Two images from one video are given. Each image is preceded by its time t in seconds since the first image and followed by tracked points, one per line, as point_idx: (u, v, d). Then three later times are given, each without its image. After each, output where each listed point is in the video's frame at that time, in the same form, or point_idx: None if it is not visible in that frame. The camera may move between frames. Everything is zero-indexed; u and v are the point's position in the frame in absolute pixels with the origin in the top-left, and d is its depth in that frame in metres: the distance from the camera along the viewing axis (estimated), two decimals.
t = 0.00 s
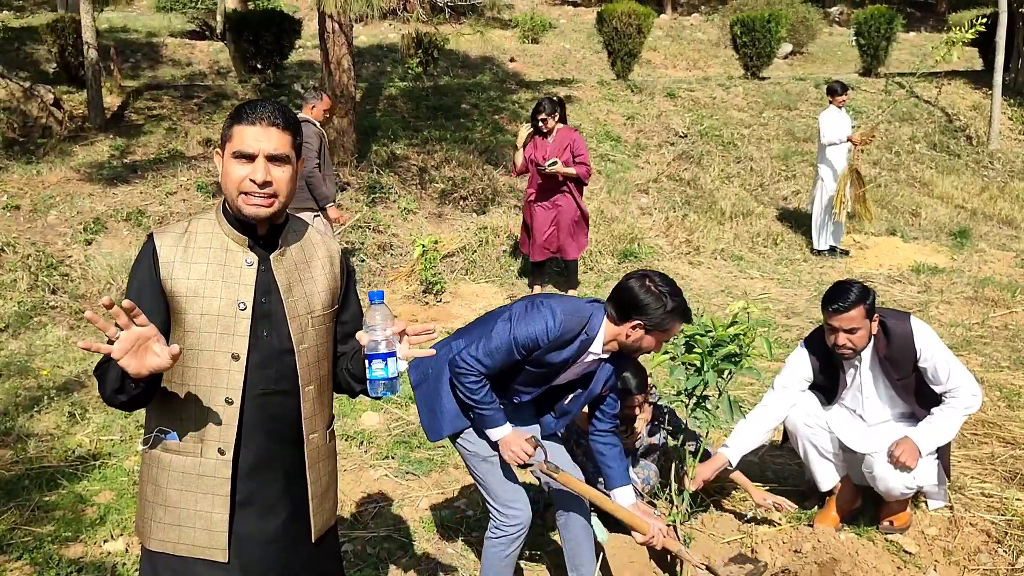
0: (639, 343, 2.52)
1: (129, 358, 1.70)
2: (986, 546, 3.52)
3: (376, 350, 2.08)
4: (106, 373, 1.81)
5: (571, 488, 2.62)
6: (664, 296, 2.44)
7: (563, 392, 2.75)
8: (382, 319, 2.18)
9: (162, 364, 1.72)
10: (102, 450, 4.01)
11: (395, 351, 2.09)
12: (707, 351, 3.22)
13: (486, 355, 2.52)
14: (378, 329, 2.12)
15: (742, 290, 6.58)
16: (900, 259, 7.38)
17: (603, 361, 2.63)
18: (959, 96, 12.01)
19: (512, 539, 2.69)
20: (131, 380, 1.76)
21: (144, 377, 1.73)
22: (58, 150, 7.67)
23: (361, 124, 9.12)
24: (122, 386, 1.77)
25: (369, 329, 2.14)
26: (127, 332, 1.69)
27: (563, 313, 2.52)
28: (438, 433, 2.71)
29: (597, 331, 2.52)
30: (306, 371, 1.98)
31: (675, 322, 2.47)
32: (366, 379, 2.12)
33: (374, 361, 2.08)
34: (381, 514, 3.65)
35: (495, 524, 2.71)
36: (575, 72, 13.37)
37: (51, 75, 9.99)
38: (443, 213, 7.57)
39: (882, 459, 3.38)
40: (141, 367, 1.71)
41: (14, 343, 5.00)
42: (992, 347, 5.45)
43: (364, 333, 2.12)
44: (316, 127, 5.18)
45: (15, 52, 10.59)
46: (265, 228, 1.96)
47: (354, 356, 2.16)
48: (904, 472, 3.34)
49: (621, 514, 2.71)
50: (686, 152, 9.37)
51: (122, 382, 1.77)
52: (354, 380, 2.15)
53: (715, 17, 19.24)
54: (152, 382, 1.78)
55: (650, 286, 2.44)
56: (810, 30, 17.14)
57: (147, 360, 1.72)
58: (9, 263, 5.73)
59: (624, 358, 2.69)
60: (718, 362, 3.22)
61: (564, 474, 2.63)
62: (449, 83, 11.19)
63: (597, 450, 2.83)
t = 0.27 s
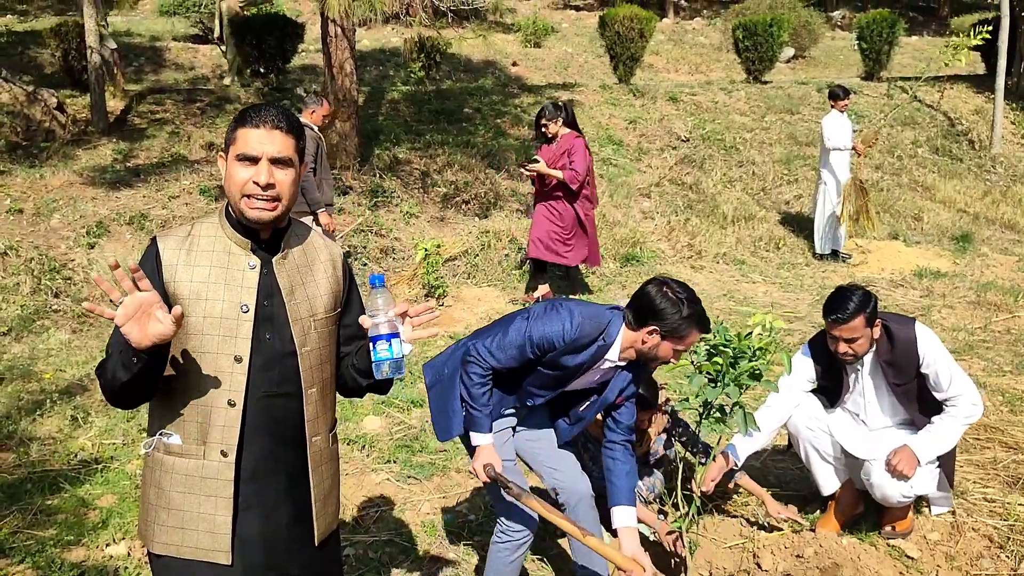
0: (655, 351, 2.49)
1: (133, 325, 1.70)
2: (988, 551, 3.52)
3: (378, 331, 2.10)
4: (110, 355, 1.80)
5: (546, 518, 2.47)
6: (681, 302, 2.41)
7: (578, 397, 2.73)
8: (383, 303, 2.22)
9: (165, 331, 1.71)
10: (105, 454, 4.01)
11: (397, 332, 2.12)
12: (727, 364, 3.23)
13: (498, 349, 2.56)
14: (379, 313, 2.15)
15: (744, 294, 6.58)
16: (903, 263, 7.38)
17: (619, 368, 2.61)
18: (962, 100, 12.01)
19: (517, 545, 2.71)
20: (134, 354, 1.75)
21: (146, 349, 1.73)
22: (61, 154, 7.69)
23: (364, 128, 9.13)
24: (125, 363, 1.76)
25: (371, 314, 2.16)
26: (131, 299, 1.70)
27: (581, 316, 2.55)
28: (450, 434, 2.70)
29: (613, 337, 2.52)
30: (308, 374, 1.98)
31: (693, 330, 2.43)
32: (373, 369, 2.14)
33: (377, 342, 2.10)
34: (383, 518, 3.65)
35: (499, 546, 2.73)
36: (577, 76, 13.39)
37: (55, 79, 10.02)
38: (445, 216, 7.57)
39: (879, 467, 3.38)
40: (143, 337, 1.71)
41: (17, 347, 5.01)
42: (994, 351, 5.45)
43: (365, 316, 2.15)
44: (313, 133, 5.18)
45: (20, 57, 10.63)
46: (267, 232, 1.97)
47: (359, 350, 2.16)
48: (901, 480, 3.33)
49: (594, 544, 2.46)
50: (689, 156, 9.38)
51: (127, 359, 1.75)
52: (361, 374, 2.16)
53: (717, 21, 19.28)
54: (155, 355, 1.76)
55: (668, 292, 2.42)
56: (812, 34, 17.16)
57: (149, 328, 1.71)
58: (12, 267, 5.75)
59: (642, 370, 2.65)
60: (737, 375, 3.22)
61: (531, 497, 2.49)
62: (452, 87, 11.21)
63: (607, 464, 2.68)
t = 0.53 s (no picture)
0: (688, 404, 2.61)
1: (132, 341, 1.71)
2: (994, 556, 3.50)
3: (389, 346, 2.11)
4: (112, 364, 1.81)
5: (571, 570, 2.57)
6: (718, 358, 2.50)
7: (606, 436, 2.85)
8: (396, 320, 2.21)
9: (163, 348, 1.73)
10: (110, 457, 4.02)
11: (408, 348, 2.12)
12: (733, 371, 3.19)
13: (542, 395, 2.61)
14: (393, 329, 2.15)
15: (748, 297, 6.56)
16: (907, 267, 7.37)
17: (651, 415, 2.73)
18: (966, 103, 11.99)
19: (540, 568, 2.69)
20: (134, 368, 1.76)
21: (146, 363, 1.74)
22: (67, 157, 7.72)
23: (368, 131, 9.15)
24: (127, 375, 1.77)
25: (383, 329, 2.16)
26: (130, 315, 1.71)
27: (622, 359, 2.65)
28: (473, 451, 2.75)
29: (649, 384, 2.64)
30: (314, 379, 1.98)
31: (727, 386, 2.53)
32: (381, 380, 2.12)
33: (388, 357, 2.10)
34: (387, 521, 3.64)
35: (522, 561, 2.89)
36: (582, 80, 13.40)
37: (61, 83, 10.06)
38: (449, 220, 7.58)
39: (876, 474, 3.39)
40: (142, 352, 1.72)
41: (22, 350, 5.02)
42: (1000, 355, 5.43)
43: (378, 332, 2.14)
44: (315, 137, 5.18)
45: (26, 61, 10.67)
46: (275, 237, 1.97)
47: (365, 360, 2.16)
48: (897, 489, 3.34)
49: None
50: (693, 159, 9.37)
51: (128, 372, 1.77)
52: (368, 384, 2.14)
53: (721, 25, 19.28)
54: (155, 369, 1.78)
55: (705, 347, 2.50)
56: (817, 38, 17.15)
57: (149, 345, 1.73)
58: (18, 270, 5.76)
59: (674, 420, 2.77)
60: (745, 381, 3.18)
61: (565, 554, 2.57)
62: (456, 91, 11.23)
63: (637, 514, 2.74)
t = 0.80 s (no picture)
0: (706, 411, 2.55)
1: (145, 357, 1.72)
2: (1002, 559, 3.48)
3: (397, 355, 2.12)
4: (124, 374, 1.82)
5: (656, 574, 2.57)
6: (734, 366, 2.45)
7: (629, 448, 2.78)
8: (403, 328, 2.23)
9: (175, 364, 1.74)
10: (117, 458, 4.03)
11: (416, 357, 2.14)
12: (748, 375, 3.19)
13: (580, 430, 2.45)
14: (400, 336, 2.17)
15: (755, 300, 6.55)
16: (915, 269, 7.34)
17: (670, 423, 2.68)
18: (974, 106, 11.95)
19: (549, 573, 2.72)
20: (146, 380, 1.78)
21: (159, 376, 1.75)
22: (75, 160, 7.75)
23: (375, 134, 9.17)
24: (140, 388, 1.78)
25: (390, 336, 2.18)
26: (144, 332, 1.72)
27: (648, 377, 2.53)
28: (486, 469, 2.73)
29: (671, 395, 2.55)
30: (323, 382, 1.98)
31: (743, 392, 2.47)
32: (387, 386, 2.15)
33: (396, 366, 2.11)
34: (394, 524, 3.64)
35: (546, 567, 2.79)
36: (588, 82, 13.40)
37: (70, 86, 10.10)
38: (456, 222, 7.58)
39: (885, 480, 3.35)
40: (156, 367, 1.73)
41: (30, 351, 5.03)
42: (1008, 358, 5.40)
43: (385, 339, 2.15)
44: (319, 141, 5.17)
45: (35, 63, 10.72)
46: (285, 241, 1.97)
47: (372, 365, 2.16)
48: (906, 496, 3.32)
49: None
50: (700, 162, 9.36)
51: (139, 385, 1.78)
52: (374, 389, 2.15)
53: (728, 27, 19.26)
54: (167, 383, 1.79)
55: (721, 355, 2.45)
56: (824, 40, 17.11)
57: (161, 361, 1.74)
58: (26, 272, 5.78)
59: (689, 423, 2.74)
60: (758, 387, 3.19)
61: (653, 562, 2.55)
62: (462, 93, 11.24)
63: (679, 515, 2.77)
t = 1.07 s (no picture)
0: (700, 390, 2.57)
1: (161, 365, 1.72)
2: (1010, 561, 3.46)
3: (407, 355, 2.08)
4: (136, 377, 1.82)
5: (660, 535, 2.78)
6: (728, 344, 2.48)
7: (619, 431, 2.78)
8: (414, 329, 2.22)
9: (191, 371, 1.74)
10: (125, 459, 4.04)
11: (426, 357, 2.09)
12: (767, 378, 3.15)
13: (556, 406, 2.45)
14: (411, 337, 2.15)
15: (762, 301, 6.53)
16: (923, 271, 7.31)
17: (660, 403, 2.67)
18: (982, 107, 11.90)
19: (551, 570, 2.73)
20: (161, 387, 1.78)
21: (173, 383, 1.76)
22: (84, 161, 7.78)
23: (382, 136, 9.18)
24: (154, 392, 1.79)
25: (401, 336, 2.16)
26: (159, 341, 1.72)
27: (631, 358, 2.53)
28: (478, 458, 2.72)
29: (658, 376, 2.55)
30: (333, 380, 1.99)
31: (737, 370, 2.51)
32: (398, 386, 2.14)
33: (406, 365, 2.07)
34: (401, 525, 3.64)
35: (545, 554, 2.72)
36: (595, 84, 13.39)
37: (78, 88, 10.15)
38: (463, 224, 7.58)
39: (891, 482, 3.33)
40: (171, 375, 1.74)
41: (39, 353, 5.05)
42: (1017, 360, 5.37)
43: (398, 340, 2.14)
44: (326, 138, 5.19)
45: (43, 66, 10.78)
46: (293, 240, 1.98)
47: (382, 364, 2.17)
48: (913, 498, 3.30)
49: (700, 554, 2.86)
50: (707, 163, 9.34)
51: (154, 390, 1.79)
52: (383, 388, 2.15)
53: (735, 28, 19.23)
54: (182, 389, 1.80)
55: (714, 334, 2.48)
56: (831, 41, 17.06)
57: (177, 368, 1.74)
58: (35, 273, 5.81)
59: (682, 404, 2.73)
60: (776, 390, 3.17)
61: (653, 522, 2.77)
62: (469, 95, 11.25)
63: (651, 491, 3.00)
